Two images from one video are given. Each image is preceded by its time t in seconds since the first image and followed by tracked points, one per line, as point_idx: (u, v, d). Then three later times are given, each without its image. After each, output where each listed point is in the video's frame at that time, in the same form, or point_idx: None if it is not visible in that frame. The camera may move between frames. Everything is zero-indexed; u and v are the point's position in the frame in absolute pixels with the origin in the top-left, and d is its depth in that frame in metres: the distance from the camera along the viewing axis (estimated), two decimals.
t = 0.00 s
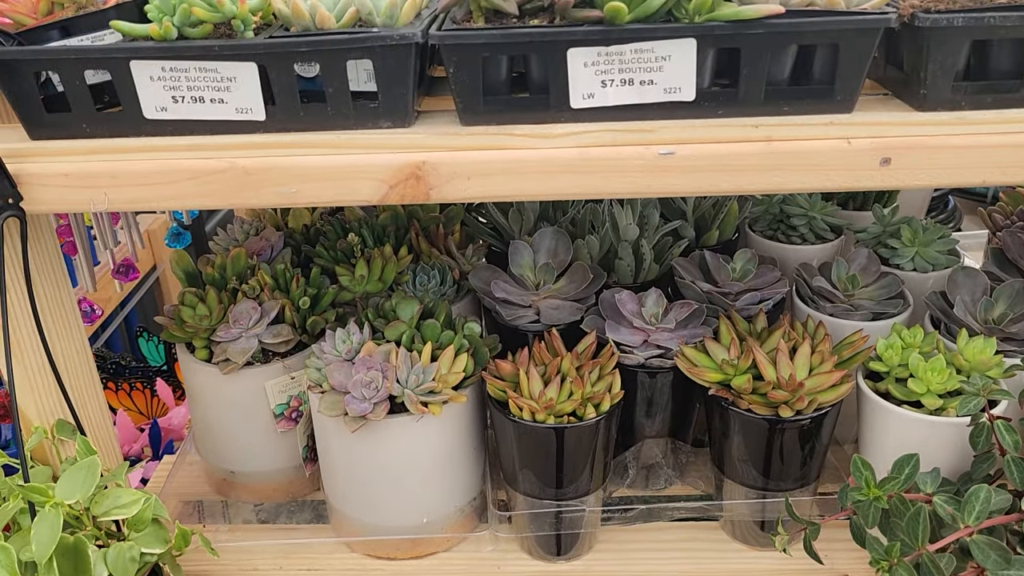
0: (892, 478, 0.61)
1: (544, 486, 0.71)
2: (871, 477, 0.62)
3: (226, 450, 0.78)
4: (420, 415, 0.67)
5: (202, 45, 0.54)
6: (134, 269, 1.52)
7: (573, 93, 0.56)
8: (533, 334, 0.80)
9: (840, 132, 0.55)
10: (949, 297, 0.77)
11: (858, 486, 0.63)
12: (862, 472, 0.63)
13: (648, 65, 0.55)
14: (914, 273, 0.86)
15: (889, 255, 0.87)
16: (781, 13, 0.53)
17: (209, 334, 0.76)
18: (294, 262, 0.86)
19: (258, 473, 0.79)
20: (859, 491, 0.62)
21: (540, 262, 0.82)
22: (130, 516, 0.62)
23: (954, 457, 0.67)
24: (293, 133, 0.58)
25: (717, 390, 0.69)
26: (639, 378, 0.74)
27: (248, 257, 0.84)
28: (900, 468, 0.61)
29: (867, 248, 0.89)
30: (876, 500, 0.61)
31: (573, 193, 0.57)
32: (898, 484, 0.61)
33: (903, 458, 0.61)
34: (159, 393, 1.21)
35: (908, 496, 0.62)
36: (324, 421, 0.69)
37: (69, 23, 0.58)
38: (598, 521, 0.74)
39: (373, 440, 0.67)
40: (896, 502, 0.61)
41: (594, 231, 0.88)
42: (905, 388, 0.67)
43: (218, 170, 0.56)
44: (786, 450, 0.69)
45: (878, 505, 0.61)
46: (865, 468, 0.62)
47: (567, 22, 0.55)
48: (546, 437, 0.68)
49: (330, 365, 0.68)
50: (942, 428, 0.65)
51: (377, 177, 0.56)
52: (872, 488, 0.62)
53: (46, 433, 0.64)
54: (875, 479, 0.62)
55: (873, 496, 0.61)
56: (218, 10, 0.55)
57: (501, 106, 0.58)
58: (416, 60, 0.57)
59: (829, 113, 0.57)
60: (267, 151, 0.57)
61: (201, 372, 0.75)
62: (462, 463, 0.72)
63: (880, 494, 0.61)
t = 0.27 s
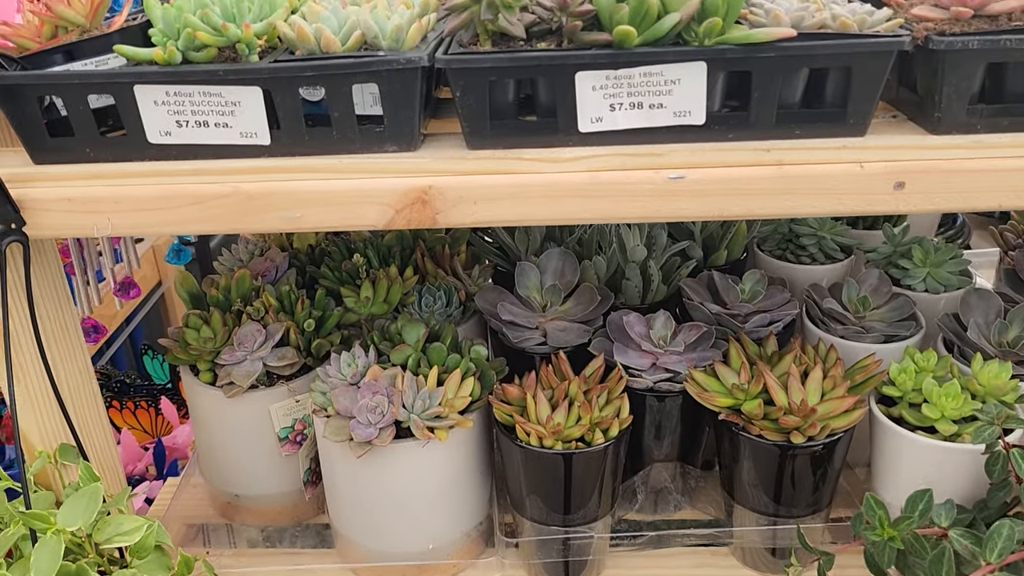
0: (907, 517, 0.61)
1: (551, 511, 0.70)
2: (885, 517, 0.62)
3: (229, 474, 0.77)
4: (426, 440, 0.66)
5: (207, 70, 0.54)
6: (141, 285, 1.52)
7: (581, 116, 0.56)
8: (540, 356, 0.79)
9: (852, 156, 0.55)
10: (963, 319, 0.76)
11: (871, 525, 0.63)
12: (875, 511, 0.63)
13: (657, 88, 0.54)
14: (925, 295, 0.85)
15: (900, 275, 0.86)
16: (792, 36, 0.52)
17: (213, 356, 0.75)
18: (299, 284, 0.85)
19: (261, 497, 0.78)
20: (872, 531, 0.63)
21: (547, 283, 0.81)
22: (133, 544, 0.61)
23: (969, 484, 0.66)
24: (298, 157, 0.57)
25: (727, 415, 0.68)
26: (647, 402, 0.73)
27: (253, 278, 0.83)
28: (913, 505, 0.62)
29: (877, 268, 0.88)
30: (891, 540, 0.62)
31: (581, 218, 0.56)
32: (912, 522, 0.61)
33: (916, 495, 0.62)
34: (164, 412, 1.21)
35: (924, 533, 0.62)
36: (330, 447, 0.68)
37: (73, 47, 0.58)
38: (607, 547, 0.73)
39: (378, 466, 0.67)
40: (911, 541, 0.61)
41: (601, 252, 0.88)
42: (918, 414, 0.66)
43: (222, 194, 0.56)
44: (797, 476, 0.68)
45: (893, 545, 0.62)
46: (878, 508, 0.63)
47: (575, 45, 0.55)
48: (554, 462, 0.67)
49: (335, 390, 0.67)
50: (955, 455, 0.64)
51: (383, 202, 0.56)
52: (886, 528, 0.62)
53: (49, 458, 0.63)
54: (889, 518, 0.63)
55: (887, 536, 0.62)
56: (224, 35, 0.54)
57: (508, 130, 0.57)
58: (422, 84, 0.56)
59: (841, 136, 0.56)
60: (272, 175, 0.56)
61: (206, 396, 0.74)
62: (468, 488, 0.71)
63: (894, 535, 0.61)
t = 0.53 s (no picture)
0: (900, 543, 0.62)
1: (561, 539, 0.69)
2: (876, 543, 0.63)
3: (235, 498, 0.76)
4: (435, 467, 0.65)
5: (214, 93, 0.53)
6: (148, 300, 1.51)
7: (594, 139, 0.55)
8: (550, 378, 0.77)
9: (871, 180, 0.53)
10: (981, 341, 0.74)
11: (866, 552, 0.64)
12: (869, 537, 0.64)
13: (671, 111, 0.53)
14: (942, 315, 0.83)
15: (915, 295, 0.85)
16: (810, 58, 0.51)
17: (219, 379, 0.74)
18: (306, 304, 0.84)
19: (267, 522, 0.77)
20: (865, 558, 0.63)
21: (557, 303, 0.80)
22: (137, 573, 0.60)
23: (990, 513, 0.64)
24: (306, 181, 0.56)
25: (742, 441, 0.67)
26: (660, 427, 0.72)
27: (259, 298, 0.82)
28: (910, 533, 0.63)
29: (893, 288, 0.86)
30: (882, 567, 0.63)
31: (594, 243, 0.55)
32: (906, 549, 0.62)
33: (914, 522, 0.63)
34: (171, 430, 1.20)
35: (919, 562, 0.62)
36: (337, 473, 0.67)
37: (79, 70, 0.57)
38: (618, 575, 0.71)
39: (386, 493, 0.65)
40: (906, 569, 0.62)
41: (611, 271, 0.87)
42: (937, 441, 0.65)
43: (228, 219, 0.55)
44: (814, 505, 0.66)
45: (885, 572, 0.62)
46: (871, 534, 0.64)
47: (587, 67, 0.54)
48: (565, 489, 0.65)
49: (342, 415, 0.66)
50: (975, 484, 0.63)
51: (391, 227, 0.55)
52: (878, 555, 0.63)
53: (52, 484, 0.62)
54: (882, 545, 0.63)
55: (880, 563, 0.63)
56: (230, 57, 0.53)
57: (520, 153, 0.56)
58: (432, 106, 0.55)
59: (859, 159, 0.55)
60: (279, 200, 0.55)
61: (212, 419, 0.73)
62: (478, 515, 0.70)
63: (884, 563, 0.62)
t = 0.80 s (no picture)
0: None
1: (572, 571, 0.67)
2: None
3: (241, 526, 0.75)
4: (443, 498, 0.63)
5: (219, 122, 0.52)
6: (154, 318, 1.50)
7: (606, 168, 0.53)
8: (560, 404, 0.76)
9: (891, 209, 0.52)
10: (1002, 367, 0.73)
11: None
12: None
13: (686, 139, 0.52)
14: (961, 337, 0.81)
15: (933, 317, 0.83)
16: (830, 85, 0.49)
17: (226, 406, 0.73)
18: (314, 326, 0.83)
19: (274, 550, 0.75)
20: None
21: (567, 327, 0.78)
22: None
23: (1013, 548, 0.62)
24: (313, 210, 0.55)
25: (757, 472, 0.65)
26: (673, 455, 0.70)
27: (267, 321, 0.81)
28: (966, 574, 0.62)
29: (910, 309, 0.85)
30: None
31: (606, 273, 0.54)
32: None
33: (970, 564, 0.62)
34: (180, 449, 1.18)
35: None
36: (344, 504, 0.66)
37: (84, 98, 0.56)
38: None
39: (394, 525, 0.64)
40: None
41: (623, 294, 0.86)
42: (959, 472, 0.63)
43: (234, 249, 0.54)
44: (832, 538, 0.65)
45: None
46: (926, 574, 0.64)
47: (600, 94, 0.52)
48: (576, 522, 0.64)
49: (350, 445, 0.65)
50: (997, 519, 0.61)
51: (400, 257, 0.54)
52: None
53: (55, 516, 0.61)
54: None
55: None
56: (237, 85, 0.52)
57: (531, 182, 0.55)
58: (441, 134, 0.54)
59: (879, 188, 0.54)
60: (285, 229, 0.54)
61: (218, 447, 0.72)
62: (487, 546, 0.68)
63: None
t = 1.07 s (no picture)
0: None
1: None
2: None
3: (241, 560, 0.74)
4: (447, 537, 0.62)
5: (218, 159, 0.51)
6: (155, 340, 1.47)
7: (613, 205, 0.52)
8: (567, 436, 0.74)
9: (908, 247, 0.50)
10: (1021, 400, 0.71)
11: None
12: None
13: (695, 176, 0.50)
14: (978, 367, 0.79)
15: (948, 345, 0.81)
16: (843, 122, 0.48)
17: (226, 438, 0.72)
18: (317, 354, 0.82)
19: None
20: None
21: (574, 356, 0.77)
22: None
23: None
24: (313, 247, 0.54)
25: (770, 510, 0.64)
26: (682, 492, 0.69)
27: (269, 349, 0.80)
28: None
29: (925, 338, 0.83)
30: None
31: (614, 312, 0.52)
32: None
33: None
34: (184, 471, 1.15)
35: None
36: (346, 542, 0.64)
37: (81, 132, 0.55)
38: None
39: (396, 564, 0.63)
40: None
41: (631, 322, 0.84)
42: (978, 512, 0.61)
43: (232, 287, 0.53)
44: None
45: None
46: None
47: (607, 129, 0.51)
48: (583, 562, 0.63)
49: (352, 482, 0.64)
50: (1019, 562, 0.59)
51: (401, 295, 0.52)
52: None
53: (50, 555, 0.60)
54: None
55: None
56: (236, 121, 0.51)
57: (536, 218, 0.53)
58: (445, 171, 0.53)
59: (895, 225, 0.52)
60: (284, 266, 0.53)
61: (219, 480, 0.71)
62: None
63: None
